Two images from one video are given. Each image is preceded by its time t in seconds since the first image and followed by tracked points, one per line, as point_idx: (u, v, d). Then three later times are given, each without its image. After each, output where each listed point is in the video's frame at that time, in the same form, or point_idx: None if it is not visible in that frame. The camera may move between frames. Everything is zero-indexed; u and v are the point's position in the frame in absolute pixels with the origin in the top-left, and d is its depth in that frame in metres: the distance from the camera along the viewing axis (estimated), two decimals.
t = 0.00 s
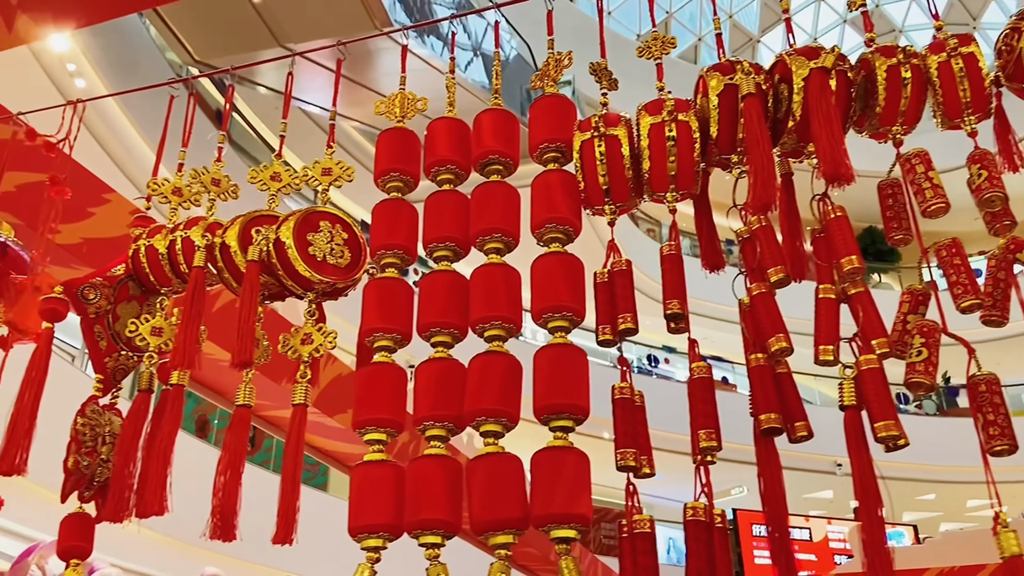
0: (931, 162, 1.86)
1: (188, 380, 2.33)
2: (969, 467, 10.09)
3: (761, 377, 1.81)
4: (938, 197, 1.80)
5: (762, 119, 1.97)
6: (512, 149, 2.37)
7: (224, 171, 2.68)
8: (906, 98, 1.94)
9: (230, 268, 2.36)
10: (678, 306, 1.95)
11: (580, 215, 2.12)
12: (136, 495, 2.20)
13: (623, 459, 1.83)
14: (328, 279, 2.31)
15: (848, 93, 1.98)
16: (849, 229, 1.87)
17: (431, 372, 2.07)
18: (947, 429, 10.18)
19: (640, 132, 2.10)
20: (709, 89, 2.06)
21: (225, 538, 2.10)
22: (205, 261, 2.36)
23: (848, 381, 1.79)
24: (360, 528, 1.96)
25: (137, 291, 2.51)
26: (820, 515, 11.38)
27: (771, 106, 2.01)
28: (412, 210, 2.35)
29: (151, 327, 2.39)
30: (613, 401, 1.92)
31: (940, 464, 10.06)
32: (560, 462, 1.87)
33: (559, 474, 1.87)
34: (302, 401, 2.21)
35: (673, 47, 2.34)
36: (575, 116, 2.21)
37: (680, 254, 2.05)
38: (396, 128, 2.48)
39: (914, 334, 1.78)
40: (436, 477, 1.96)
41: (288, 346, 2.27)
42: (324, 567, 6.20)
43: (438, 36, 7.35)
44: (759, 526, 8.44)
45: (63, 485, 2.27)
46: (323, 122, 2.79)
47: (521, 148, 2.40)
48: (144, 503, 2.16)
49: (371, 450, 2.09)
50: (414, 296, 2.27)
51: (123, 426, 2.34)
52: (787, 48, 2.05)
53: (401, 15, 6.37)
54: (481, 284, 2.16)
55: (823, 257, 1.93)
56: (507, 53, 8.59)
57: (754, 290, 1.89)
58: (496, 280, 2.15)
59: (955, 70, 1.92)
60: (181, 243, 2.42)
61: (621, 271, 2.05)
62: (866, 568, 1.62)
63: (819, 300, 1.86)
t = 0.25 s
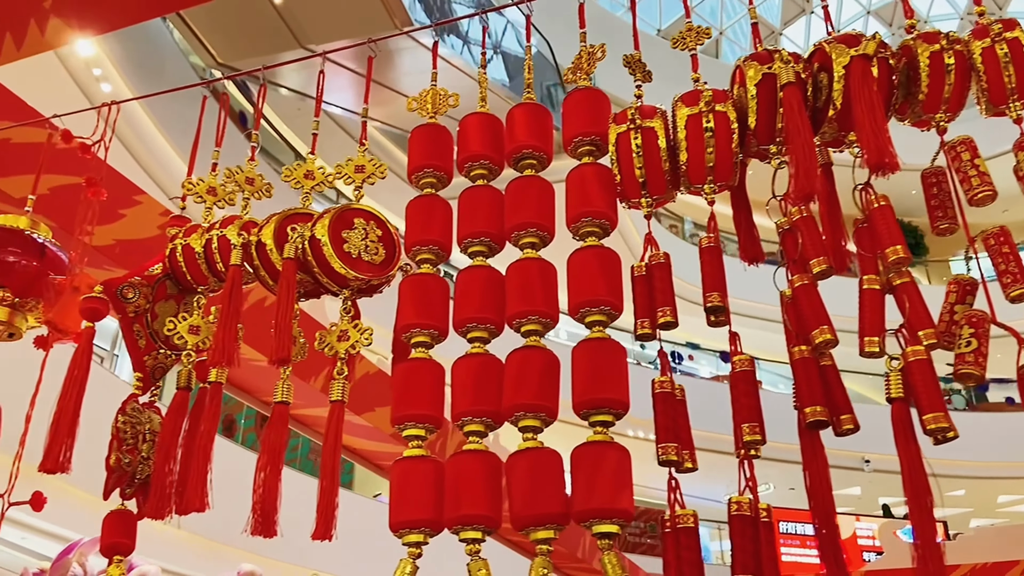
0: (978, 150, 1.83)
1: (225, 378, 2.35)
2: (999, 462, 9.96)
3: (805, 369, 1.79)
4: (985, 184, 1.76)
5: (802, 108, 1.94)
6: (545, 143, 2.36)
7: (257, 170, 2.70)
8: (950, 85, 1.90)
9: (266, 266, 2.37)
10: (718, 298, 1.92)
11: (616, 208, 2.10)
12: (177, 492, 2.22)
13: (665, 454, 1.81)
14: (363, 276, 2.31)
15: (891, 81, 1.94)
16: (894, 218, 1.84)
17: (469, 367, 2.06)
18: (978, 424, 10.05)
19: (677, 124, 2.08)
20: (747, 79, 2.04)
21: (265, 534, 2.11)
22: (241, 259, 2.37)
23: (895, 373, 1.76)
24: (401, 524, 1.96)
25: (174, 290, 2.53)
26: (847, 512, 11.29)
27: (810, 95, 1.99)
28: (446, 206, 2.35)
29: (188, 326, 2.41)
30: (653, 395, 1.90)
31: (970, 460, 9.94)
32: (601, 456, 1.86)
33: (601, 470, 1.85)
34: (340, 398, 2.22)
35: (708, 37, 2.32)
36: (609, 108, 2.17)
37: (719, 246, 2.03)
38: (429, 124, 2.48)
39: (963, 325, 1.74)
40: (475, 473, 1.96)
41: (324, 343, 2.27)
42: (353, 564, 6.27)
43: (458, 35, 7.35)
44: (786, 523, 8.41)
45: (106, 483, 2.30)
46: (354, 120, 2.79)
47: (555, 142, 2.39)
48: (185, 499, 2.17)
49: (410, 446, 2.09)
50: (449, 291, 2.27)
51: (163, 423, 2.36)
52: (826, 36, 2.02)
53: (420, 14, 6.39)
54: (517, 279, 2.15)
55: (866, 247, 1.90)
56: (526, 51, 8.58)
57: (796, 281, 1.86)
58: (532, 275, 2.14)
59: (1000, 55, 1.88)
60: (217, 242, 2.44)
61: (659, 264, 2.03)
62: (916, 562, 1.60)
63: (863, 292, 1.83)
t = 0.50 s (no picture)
0: (1018, 139, 1.79)
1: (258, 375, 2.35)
2: None
3: (844, 362, 1.76)
4: None
5: (838, 98, 1.92)
6: (575, 137, 2.34)
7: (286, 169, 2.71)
8: (989, 73, 1.87)
9: (297, 263, 2.38)
10: (754, 291, 1.90)
11: (648, 202, 2.08)
12: (210, 489, 2.23)
13: (702, 449, 1.80)
14: (393, 273, 2.31)
15: (928, 69, 1.92)
16: (934, 209, 1.81)
17: (501, 363, 2.06)
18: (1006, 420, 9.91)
19: (709, 116, 2.06)
20: (780, 70, 2.02)
21: (300, 529, 2.12)
22: (272, 258, 2.38)
23: (937, 365, 1.73)
24: (436, 520, 1.96)
25: (205, 289, 2.55)
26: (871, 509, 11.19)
27: (845, 85, 1.97)
28: (476, 202, 2.35)
29: (220, 324, 2.43)
30: (689, 389, 1.88)
31: (997, 456, 9.81)
32: (638, 451, 1.85)
33: (637, 465, 1.84)
34: (372, 395, 2.22)
35: (739, 28, 2.29)
36: (639, 101, 2.16)
37: (753, 238, 2.01)
38: (457, 120, 2.47)
39: (1006, 316, 1.71)
40: (509, 468, 1.95)
41: (356, 340, 2.27)
42: (375, 562, 6.27)
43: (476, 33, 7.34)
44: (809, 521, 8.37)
45: (142, 479, 2.32)
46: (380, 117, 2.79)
47: (584, 136, 2.37)
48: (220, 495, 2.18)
49: (443, 442, 2.09)
50: (479, 288, 2.26)
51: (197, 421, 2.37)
52: (861, 25, 2.00)
53: (437, 13, 6.39)
54: (548, 274, 2.14)
55: (905, 238, 1.87)
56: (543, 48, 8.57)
57: (834, 273, 1.83)
58: (564, 270, 2.13)
59: None
60: (248, 240, 2.45)
61: (693, 257, 2.01)
62: (962, 556, 1.58)
63: (903, 283, 1.81)
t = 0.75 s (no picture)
0: None
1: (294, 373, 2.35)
2: None
3: (888, 355, 1.74)
4: None
5: (878, 88, 1.89)
6: (608, 132, 2.33)
7: (318, 169, 2.72)
8: None
9: (331, 263, 2.39)
10: (794, 285, 1.88)
11: (683, 196, 2.06)
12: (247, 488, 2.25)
13: (744, 444, 1.78)
14: (427, 271, 2.32)
15: (969, 57, 1.88)
16: (979, 200, 1.80)
17: (537, 359, 2.05)
18: None
19: (746, 108, 2.04)
20: (818, 60, 1.99)
21: (338, 527, 2.12)
22: (307, 257, 2.39)
23: (983, 358, 1.70)
24: (473, 517, 1.96)
25: (240, 289, 2.56)
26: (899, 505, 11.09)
27: (885, 75, 1.94)
28: (508, 199, 2.34)
29: (256, 323, 2.45)
30: (729, 383, 1.87)
31: None
32: (678, 447, 1.84)
33: (678, 462, 1.83)
34: (407, 392, 2.22)
35: (774, 20, 2.26)
36: (672, 94, 2.12)
37: (792, 231, 1.98)
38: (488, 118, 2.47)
39: None
40: (547, 465, 1.94)
41: (391, 338, 2.28)
42: (402, 559, 6.31)
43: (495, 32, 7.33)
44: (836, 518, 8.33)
45: (181, 478, 2.34)
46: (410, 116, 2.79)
47: (617, 131, 2.36)
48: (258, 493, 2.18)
49: (479, 439, 2.09)
50: (513, 285, 2.26)
51: (234, 420, 2.39)
52: (900, 14, 1.97)
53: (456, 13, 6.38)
54: (583, 271, 2.13)
55: (949, 229, 1.84)
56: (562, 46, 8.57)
57: (876, 266, 1.81)
58: (599, 266, 2.11)
59: None
60: (282, 240, 2.46)
61: (731, 251, 1.99)
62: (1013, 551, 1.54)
63: (948, 274, 1.78)
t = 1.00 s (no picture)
0: None
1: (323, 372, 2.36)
2: None
3: (927, 350, 1.72)
4: None
5: (914, 79, 1.87)
6: (636, 128, 2.32)
7: (344, 169, 2.72)
8: None
9: (360, 262, 2.39)
10: (829, 280, 1.86)
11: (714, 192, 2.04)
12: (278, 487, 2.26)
13: (780, 441, 1.76)
14: (455, 269, 2.31)
15: (1005, 48, 1.85)
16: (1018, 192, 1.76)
17: (568, 357, 2.04)
18: None
19: (777, 102, 2.02)
20: (851, 53, 1.97)
21: (371, 525, 2.13)
22: (335, 257, 2.40)
23: None
24: (506, 515, 1.96)
25: (269, 290, 2.58)
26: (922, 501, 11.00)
27: (919, 67, 1.91)
28: (536, 197, 2.34)
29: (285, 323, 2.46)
30: (764, 380, 1.85)
31: None
32: (713, 444, 1.83)
33: (713, 459, 1.81)
34: (437, 391, 2.23)
35: (803, 12, 2.24)
36: (701, 90, 2.11)
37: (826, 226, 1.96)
38: (514, 115, 2.46)
39: None
40: (580, 463, 1.93)
41: (420, 336, 2.28)
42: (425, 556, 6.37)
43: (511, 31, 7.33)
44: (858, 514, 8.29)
45: (214, 478, 2.37)
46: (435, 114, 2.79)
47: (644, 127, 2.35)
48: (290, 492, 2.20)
49: (510, 437, 2.09)
50: (542, 282, 2.25)
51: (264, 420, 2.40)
52: (933, 5, 1.95)
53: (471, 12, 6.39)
54: (614, 268, 2.12)
55: (987, 222, 1.81)
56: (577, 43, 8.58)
57: (913, 260, 1.78)
58: (629, 262, 2.10)
59: None
60: (311, 240, 2.47)
61: (763, 246, 1.97)
62: None
63: (987, 268, 1.75)
